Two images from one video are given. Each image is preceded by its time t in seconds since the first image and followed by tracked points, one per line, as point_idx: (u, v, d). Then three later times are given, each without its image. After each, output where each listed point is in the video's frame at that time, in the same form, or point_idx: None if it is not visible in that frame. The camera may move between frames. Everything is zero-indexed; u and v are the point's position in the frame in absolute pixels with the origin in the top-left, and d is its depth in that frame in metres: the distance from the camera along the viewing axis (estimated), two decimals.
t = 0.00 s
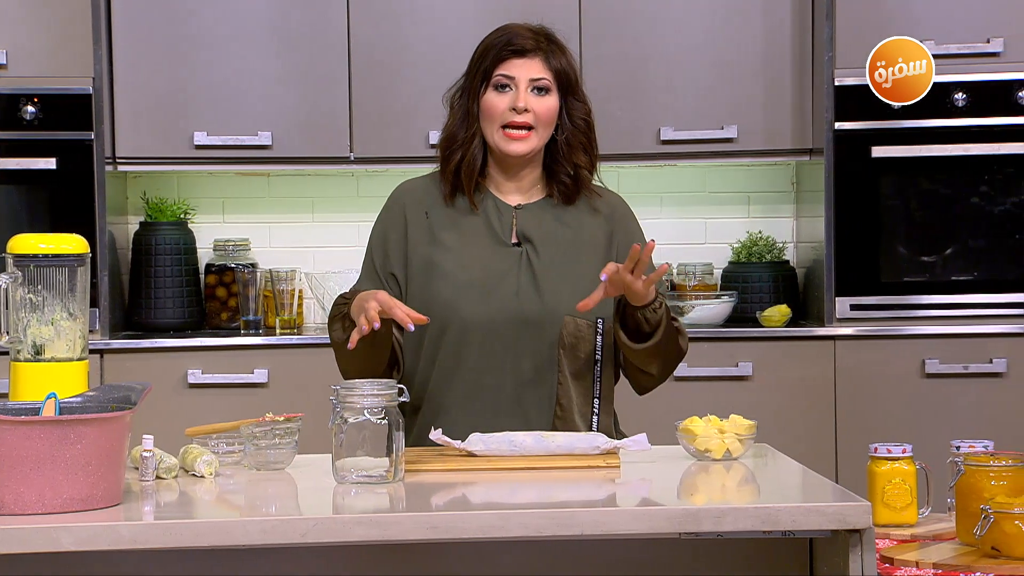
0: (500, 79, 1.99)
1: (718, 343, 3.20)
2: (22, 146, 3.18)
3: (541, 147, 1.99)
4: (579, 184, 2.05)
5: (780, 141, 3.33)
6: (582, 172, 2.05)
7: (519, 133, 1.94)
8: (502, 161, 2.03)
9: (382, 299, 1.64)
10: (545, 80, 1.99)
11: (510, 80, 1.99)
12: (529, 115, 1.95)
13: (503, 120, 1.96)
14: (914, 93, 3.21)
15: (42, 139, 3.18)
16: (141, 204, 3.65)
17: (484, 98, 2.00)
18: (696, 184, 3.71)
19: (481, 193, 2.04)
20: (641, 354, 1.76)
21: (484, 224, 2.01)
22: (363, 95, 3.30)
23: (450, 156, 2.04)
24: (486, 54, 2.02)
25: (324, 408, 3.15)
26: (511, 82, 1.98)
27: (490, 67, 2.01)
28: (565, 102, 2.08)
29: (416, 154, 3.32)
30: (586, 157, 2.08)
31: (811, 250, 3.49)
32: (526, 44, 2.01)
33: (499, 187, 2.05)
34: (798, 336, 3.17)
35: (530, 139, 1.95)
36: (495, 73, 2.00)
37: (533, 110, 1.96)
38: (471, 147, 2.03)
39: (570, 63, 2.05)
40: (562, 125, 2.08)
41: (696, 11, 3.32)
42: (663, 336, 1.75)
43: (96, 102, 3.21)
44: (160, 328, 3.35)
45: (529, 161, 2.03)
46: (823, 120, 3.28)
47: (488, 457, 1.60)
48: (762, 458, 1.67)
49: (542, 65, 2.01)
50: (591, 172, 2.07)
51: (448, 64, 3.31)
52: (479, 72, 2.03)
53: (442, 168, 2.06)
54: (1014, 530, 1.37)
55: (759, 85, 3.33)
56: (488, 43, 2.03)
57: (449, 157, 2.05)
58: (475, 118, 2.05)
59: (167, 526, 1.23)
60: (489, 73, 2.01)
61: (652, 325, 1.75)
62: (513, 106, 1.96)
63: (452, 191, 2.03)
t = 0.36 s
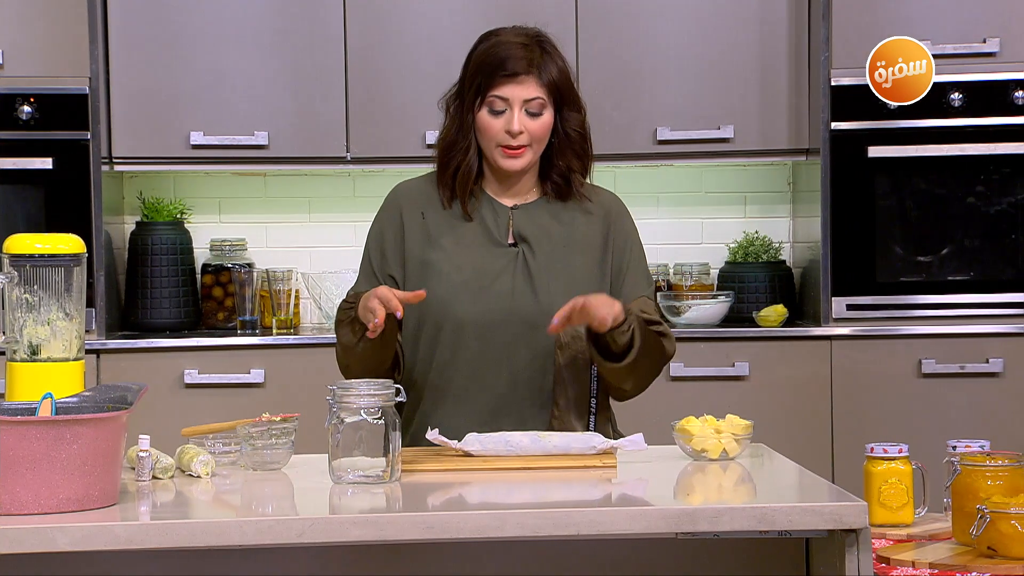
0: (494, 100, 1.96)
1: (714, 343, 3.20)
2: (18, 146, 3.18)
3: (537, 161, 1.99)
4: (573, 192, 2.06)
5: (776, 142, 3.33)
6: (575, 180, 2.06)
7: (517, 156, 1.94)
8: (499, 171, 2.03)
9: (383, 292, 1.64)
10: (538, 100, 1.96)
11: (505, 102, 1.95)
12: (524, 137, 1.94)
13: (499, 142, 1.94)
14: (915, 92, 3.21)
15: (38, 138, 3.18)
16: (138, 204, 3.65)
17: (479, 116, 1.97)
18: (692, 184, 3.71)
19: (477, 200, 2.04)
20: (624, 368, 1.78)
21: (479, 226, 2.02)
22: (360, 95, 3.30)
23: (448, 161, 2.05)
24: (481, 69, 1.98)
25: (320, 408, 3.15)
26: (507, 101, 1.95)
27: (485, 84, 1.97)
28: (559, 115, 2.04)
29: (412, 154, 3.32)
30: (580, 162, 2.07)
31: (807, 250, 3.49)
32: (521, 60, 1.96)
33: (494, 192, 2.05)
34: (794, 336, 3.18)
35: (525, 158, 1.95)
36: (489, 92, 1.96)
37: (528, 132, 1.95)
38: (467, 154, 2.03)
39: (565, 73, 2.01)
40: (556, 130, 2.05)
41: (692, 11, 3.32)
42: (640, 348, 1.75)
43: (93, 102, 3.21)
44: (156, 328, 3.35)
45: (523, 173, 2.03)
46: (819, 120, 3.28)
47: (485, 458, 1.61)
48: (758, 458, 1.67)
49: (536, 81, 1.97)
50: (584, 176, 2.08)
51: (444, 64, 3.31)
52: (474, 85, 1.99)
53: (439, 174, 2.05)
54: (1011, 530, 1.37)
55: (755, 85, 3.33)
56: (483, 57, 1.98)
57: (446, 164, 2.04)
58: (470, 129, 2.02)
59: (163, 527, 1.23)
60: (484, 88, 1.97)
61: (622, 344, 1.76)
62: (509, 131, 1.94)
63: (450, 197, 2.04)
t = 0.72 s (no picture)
0: (495, 108, 1.97)
1: (715, 343, 3.20)
2: (19, 146, 3.18)
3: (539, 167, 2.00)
4: (573, 196, 2.07)
5: (777, 141, 3.34)
6: (576, 184, 2.07)
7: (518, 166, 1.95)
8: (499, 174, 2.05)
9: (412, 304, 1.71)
10: (539, 108, 1.96)
11: (506, 110, 1.96)
12: (526, 146, 1.95)
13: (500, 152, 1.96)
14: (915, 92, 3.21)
15: (39, 138, 3.18)
16: (138, 204, 3.65)
17: (480, 124, 1.98)
18: (693, 184, 3.71)
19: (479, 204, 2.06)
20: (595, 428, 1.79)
21: (483, 228, 2.05)
22: (360, 95, 3.30)
23: (450, 164, 2.06)
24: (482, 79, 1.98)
25: (320, 408, 3.15)
26: (508, 110, 1.96)
27: (486, 93, 1.98)
28: (561, 122, 2.05)
29: (413, 154, 3.32)
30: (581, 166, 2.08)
31: (808, 249, 3.49)
32: (522, 70, 1.96)
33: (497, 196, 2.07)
34: (795, 336, 3.17)
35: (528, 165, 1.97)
36: (490, 100, 1.97)
37: (529, 140, 1.96)
38: (468, 159, 2.05)
39: (566, 81, 2.01)
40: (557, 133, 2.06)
41: (692, 11, 3.32)
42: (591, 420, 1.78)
43: (94, 102, 3.21)
44: (156, 328, 3.35)
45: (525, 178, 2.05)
46: (820, 120, 3.28)
47: (485, 457, 1.60)
48: (759, 458, 1.67)
49: (537, 90, 1.97)
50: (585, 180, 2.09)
51: (445, 64, 3.31)
52: (475, 92, 1.99)
53: (442, 178, 2.07)
54: (1011, 530, 1.37)
55: (755, 85, 3.33)
56: (483, 65, 1.98)
57: (449, 167, 2.06)
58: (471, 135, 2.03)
59: (164, 527, 1.23)
60: (485, 97, 1.98)
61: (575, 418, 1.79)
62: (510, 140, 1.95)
63: (453, 202, 2.06)
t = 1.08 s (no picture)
0: (498, 110, 1.97)
1: (716, 343, 3.20)
2: (20, 147, 3.18)
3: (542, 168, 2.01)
4: (577, 198, 2.07)
5: (778, 141, 3.34)
6: (580, 186, 2.06)
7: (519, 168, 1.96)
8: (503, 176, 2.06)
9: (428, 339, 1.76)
10: (542, 110, 1.96)
11: (509, 112, 1.96)
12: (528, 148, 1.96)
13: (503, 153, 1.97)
14: (914, 93, 3.22)
15: (39, 139, 3.18)
16: (139, 204, 3.65)
17: (484, 125, 1.99)
18: (694, 184, 3.71)
19: (482, 205, 2.07)
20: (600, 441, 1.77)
21: (487, 230, 2.06)
22: (361, 95, 3.30)
23: (455, 165, 2.07)
24: (486, 79, 1.98)
25: (321, 408, 3.15)
26: (511, 111, 1.96)
27: (489, 94, 1.98)
28: (565, 124, 2.04)
29: (414, 154, 3.32)
30: (585, 167, 2.08)
31: (809, 250, 3.49)
32: (525, 72, 1.96)
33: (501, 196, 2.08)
34: (796, 336, 3.17)
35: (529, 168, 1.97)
36: (494, 102, 1.97)
37: (531, 141, 1.96)
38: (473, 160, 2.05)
39: (571, 82, 2.00)
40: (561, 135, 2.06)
41: (693, 11, 3.32)
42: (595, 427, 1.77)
43: (95, 102, 3.21)
44: (158, 329, 3.35)
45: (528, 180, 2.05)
46: (821, 120, 3.28)
47: (486, 457, 1.60)
48: (760, 459, 1.66)
49: (540, 92, 1.97)
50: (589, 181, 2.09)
51: (446, 64, 3.31)
52: (479, 94, 2.00)
53: (447, 176, 2.08)
54: (1012, 530, 1.37)
55: (755, 85, 3.33)
56: (487, 67, 1.98)
57: (453, 167, 2.07)
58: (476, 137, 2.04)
59: (164, 527, 1.23)
60: (489, 97, 1.98)
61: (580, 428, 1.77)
62: (512, 142, 1.96)
63: (458, 204, 2.08)
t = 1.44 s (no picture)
0: (505, 107, 1.96)
1: (717, 343, 3.20)
2: (21, 147, 3.18)
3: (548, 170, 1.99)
4: (580, 202, 2.07)
5: (778, 141, 3.34)
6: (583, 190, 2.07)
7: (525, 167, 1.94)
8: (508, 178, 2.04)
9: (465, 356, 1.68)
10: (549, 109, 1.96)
11: (516, 109, 1.96)
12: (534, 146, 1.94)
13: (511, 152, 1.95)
14: (913, 93, 3.21)
15: (41, 138, 3.18)
16: (140, 204, 3.65)
17: (490, 123, 1.97)
18: (695, 183, 3.71)
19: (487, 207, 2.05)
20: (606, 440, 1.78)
21: (493, 230, 2.05)
22: (362, 95, 3.30)
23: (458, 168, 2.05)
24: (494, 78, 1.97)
25: (322, 408, 3.16)
26: (519, 109, 1.96)
27: (496, 92, 1.97)
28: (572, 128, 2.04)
29: (415, 154, 3.32)
30: (589, 172, 2.07)
31: (810, 250, 3.49)
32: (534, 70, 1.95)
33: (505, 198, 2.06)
34: (796, 336, 3.17)
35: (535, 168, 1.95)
36: (501, 100, 1.96)
37: (538, 141, 1.95)
38: (478, 162, 2.03)
39: (579, 83, 2.00)
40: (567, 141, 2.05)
41: (694, 11, 3.32)
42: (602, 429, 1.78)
43: (96, 102, 3.21)
44: (159, 329, 3.35)
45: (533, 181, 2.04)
46: (822, 120, 3.27)
47: (487, 457, 1.60)
48: (761, 459, 1.66)
49: (548, 91, 1.97)
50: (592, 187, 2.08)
51: (447, 65, 3.31)
52: (486, 93, 1.98)
53: (451, 177, 2.06)
54: (1014, 530, 1.37)
55: (757, 85, 3.33)
56: (495, 65, 1.97)
57: (459, 167, 2.05)
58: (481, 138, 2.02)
59: (166, 527, 1.23)
60: (496, 96, 1.97)
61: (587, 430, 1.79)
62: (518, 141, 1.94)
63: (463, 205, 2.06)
